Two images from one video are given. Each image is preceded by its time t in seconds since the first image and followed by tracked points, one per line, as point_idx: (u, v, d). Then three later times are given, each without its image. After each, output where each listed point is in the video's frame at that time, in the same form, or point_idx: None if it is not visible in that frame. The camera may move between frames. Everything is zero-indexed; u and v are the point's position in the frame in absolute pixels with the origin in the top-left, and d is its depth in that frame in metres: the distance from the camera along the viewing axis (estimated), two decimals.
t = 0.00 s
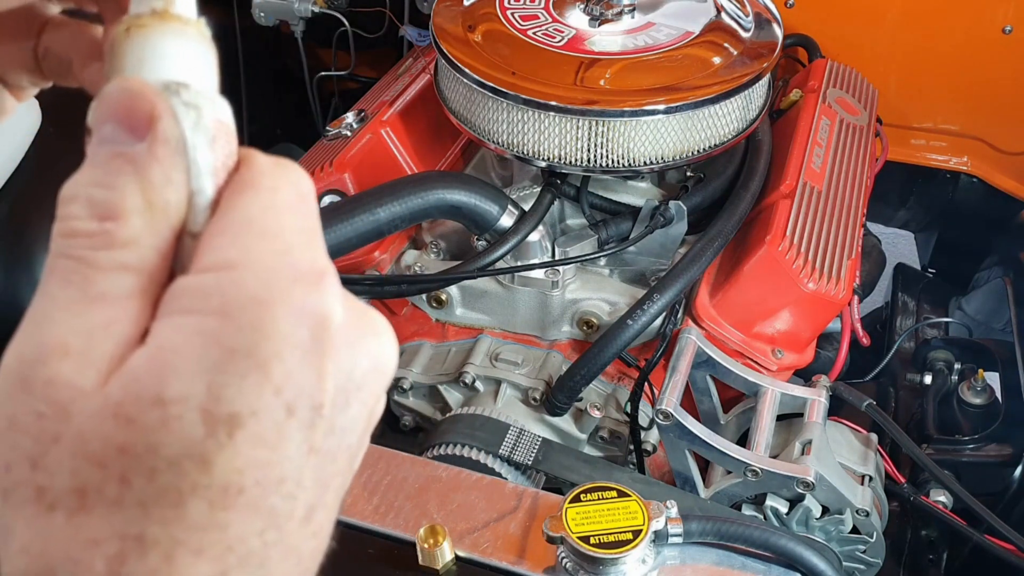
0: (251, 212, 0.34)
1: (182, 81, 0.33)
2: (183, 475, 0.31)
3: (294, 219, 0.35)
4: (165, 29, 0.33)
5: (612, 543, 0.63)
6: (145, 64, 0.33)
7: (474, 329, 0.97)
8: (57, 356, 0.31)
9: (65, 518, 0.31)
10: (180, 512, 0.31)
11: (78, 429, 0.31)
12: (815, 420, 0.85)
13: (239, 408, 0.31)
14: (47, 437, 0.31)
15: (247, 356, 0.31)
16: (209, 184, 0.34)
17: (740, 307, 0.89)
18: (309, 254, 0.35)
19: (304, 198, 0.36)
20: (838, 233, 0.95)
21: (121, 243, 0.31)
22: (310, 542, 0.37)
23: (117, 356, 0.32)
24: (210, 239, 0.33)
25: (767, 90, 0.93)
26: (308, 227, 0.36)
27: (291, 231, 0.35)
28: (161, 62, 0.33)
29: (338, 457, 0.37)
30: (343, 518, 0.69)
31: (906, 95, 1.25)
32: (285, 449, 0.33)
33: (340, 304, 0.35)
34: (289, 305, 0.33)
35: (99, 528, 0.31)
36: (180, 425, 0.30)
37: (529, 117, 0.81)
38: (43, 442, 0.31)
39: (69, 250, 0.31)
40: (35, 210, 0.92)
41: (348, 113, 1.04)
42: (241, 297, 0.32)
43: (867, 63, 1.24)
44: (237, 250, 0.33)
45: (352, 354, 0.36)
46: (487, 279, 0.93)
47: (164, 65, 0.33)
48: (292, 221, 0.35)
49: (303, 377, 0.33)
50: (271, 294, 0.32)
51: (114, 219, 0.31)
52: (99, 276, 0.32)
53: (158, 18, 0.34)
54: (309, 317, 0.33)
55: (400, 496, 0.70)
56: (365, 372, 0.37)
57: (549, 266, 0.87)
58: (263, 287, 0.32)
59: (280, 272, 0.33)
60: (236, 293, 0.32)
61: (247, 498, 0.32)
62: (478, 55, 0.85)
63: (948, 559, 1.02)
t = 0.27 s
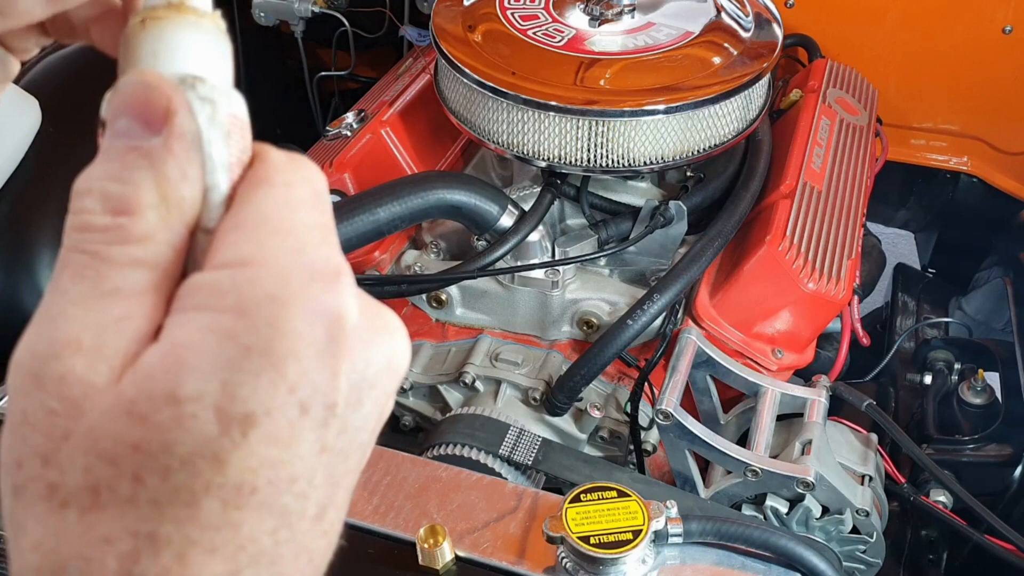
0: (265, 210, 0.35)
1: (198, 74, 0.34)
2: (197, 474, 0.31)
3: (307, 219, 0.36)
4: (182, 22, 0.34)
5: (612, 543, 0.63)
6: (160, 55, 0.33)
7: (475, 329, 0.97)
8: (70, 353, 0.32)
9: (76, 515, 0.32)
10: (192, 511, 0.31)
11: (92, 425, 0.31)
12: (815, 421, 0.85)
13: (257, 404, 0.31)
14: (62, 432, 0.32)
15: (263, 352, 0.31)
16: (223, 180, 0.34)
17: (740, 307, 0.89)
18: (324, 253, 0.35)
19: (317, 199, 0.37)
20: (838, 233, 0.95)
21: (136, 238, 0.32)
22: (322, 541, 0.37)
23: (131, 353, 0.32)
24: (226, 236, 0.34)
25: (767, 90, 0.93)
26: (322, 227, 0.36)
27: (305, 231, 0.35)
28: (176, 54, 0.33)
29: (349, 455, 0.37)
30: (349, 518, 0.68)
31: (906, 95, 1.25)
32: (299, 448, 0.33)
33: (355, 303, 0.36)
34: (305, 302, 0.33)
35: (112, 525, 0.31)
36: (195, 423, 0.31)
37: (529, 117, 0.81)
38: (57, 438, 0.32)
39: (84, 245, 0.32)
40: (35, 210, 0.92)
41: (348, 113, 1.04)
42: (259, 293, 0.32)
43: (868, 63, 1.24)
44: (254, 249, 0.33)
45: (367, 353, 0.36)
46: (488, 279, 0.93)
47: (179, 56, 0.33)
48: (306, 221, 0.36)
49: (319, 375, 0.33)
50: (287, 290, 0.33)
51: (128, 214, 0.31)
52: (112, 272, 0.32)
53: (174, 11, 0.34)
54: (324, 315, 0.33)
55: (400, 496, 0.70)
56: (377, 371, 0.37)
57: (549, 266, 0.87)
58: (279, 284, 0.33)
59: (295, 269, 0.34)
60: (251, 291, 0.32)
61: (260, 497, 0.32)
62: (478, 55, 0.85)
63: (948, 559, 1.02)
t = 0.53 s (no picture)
0: (273, 209, 0.35)
1: (207, 73, 0.34)
2: (198, 473, 0.31)
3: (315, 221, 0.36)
4: (193, 22, 0.34)
5: (612, 543, 0.63)
6: (170, 55, 0.34)
7: (474, 329, 0.97)
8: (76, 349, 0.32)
9: (77, 514, 0.32)
10: (193, 511, 0.31)
11: (94, 423, 0.31)
12: (815, 420, 0.85)
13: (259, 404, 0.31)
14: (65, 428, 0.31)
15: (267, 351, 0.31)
16: (231, 179, 0.35)
17: (740, 307, 0.89)
18: (331, 254, 0.35)
19: (325, 201, 0.37)
20: (838, 233, 0.95)
21: (142, 234, 0.32)
22: (323, 544, 0.37)
23: (133, 348, 0.32)
24: (232, 233, 0.34)
25: (767, 90, 0.93)
26: (329, 227, 0.36)
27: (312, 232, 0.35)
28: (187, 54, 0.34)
29: (352, 458, 0.38)
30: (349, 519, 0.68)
31: (906, 95, 1.25)
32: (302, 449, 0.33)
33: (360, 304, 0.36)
34: (312, 301, 0.33)
35: (114, 525, 0.31)
36: (198, 420, 0.31)
37: (529, 117, 0.81)
38: (58, 433, 0.32)
39: (88, 239, 0.32)
40: (35, 210, 0.93)
41: (348, 113, 1.04)
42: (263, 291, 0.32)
43: (867, 63, 1.24)
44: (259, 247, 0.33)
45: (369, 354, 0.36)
46: (487, 279, 0.93)
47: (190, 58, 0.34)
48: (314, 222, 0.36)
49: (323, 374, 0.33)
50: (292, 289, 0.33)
51: (134, 210, 0.32)
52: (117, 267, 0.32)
53: (185, 10, 0.34)
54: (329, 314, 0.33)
55: (399, 496, 0.70)
56: (381, 372, 0.38)
57: (549, 266, 0.87)
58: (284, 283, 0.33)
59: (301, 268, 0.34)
60: (257, 288, 0.32)
61: (262, 498, 0.32)
62: (478, 55, 0.85)
63: (948, 559, 1.02)
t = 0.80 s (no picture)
0: (278, 218, 0.35)
1: (220, 91, 0.33)
2: (190, 480, 0.31)
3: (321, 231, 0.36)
4: (209, 42, 0.33)
5: (612, 543, 0.63)
6: (185, 75, 0.33)
7: (475, 329, 0.97)
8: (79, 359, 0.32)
9: (70, 516, 0.32)
10: (185, 517, 0.31)
11: (91, 427, 0.31)
12: (815, 420, 0.85)
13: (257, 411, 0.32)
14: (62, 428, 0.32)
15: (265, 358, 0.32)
16: (238, 193, 0.35)
17: (740, 307, 0.89)
18: (335, 264, 0.36)
19: (331, 212, 0.37)
20: (838, 233, 0.95)
21: (147, 244, 0.32)
22: (319, 558, 0.37)
23: (133, 354, 0.33)
24: (237, 245, 0.34)
25: (767, 90, 0.93)
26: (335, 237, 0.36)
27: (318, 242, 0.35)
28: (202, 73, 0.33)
29: (351, 472, 0.38)
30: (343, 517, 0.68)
31: (906, 95, 1.25)
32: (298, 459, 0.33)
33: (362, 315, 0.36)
34: (311, 311, 0.33)
35: (105, 529, 0.31)
36: (191, 426, 0.31)
37: (529, 117, 0.81)
38: (57, 437, 0.32)
39: (94, 248, 0.32)
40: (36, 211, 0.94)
41: (348, 113, 1.04)
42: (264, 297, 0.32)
43: (867, 63, 1.24)
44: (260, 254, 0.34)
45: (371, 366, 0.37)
46: (487, 279, 0.93)
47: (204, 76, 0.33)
48: (320, 232, 0.36)
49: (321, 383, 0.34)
50: (293, 298, 0.33)
51: (140, 220, 0.32)
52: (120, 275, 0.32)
53: (202, 31, 0.33)
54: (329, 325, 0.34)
55: (399, 496, 0.70)
56: (383, 386, 0.38)
57: (549, 266, 0.87)
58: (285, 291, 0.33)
59: (303, 276, 0.34)
60: (256, 297, 0.32)
61: (254, 508, 0.32)
62: (478, 55, 0.85)
63: (948, 559, 1.02)
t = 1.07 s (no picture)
0: (324, 279, 0.32)
1: (278, 142, 0.34)
2: (231, 548, 0.28)
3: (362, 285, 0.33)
4: (273, 90, 0.34)
5: (612, 543, 0.63)
6: (247, 123, 0.34)
7: (475, 329, 0.97)
8: (129, 406, 0.27)
9: None
10: None
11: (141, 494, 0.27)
12: (815, 420, 0.85)
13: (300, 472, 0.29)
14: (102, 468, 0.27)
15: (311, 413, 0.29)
16: (289, 249, 0.33)
17: (740, 307, 0.89)
18: (376, 324, 0.33)
19: (374, 267, 0.34)
20: (838, 233, 0.95)
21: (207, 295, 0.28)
22: None
23: (187, 416, 0.28)
24: (285, 308, 0.31)
25: (767, 90, 0.93)
26: (374, 295, 0.34)
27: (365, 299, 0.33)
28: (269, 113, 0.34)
29: (374, 538, 0.35)
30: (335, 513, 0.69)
31: (906, 95, 1.25)
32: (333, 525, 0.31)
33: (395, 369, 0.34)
34: (350, 376, 0.30)
35: None
36: (234, 496, 0.27)
37: (529, 117, 0.81)
38: (102, 497, 0.27)
39: (150, 294, 0.28)
40: (37, 211, 0.95)
41: (348, 113, 1.04)
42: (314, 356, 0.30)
43: (868, 63, 1.24)
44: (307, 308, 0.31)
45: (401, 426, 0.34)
46: (487, 279, 0.93)
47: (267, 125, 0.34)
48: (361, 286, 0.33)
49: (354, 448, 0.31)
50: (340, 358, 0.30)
51: (203, 272, 0.28)
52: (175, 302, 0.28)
53: (265, 79, 0.34)
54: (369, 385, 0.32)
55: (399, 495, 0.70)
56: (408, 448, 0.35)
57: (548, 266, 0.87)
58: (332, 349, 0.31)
59: (352, 334, 0.31)
60: (303, 360, 0.29)
61: None
62: (477, 55, 0.85)
63: (948, 559, 1.02)
